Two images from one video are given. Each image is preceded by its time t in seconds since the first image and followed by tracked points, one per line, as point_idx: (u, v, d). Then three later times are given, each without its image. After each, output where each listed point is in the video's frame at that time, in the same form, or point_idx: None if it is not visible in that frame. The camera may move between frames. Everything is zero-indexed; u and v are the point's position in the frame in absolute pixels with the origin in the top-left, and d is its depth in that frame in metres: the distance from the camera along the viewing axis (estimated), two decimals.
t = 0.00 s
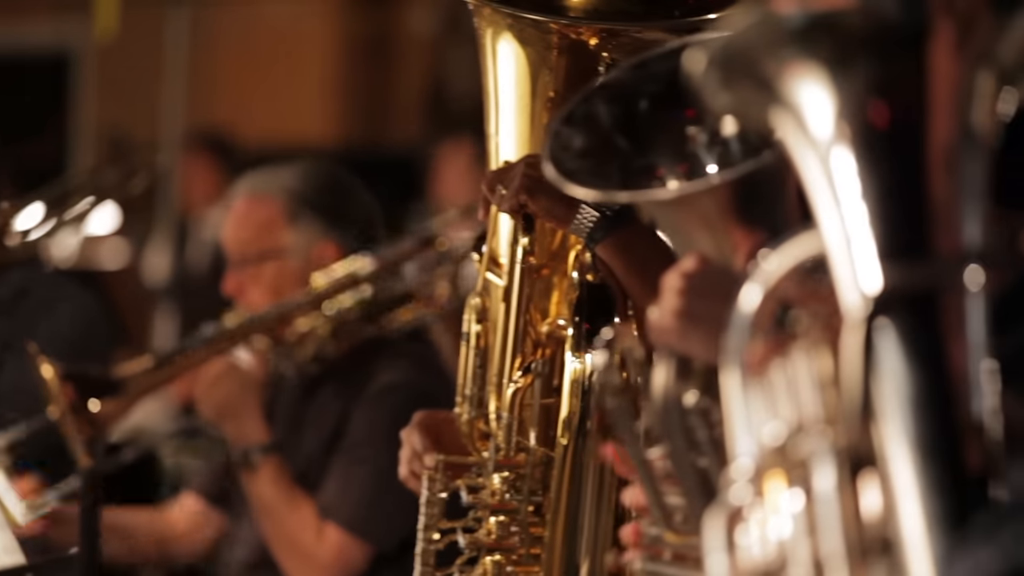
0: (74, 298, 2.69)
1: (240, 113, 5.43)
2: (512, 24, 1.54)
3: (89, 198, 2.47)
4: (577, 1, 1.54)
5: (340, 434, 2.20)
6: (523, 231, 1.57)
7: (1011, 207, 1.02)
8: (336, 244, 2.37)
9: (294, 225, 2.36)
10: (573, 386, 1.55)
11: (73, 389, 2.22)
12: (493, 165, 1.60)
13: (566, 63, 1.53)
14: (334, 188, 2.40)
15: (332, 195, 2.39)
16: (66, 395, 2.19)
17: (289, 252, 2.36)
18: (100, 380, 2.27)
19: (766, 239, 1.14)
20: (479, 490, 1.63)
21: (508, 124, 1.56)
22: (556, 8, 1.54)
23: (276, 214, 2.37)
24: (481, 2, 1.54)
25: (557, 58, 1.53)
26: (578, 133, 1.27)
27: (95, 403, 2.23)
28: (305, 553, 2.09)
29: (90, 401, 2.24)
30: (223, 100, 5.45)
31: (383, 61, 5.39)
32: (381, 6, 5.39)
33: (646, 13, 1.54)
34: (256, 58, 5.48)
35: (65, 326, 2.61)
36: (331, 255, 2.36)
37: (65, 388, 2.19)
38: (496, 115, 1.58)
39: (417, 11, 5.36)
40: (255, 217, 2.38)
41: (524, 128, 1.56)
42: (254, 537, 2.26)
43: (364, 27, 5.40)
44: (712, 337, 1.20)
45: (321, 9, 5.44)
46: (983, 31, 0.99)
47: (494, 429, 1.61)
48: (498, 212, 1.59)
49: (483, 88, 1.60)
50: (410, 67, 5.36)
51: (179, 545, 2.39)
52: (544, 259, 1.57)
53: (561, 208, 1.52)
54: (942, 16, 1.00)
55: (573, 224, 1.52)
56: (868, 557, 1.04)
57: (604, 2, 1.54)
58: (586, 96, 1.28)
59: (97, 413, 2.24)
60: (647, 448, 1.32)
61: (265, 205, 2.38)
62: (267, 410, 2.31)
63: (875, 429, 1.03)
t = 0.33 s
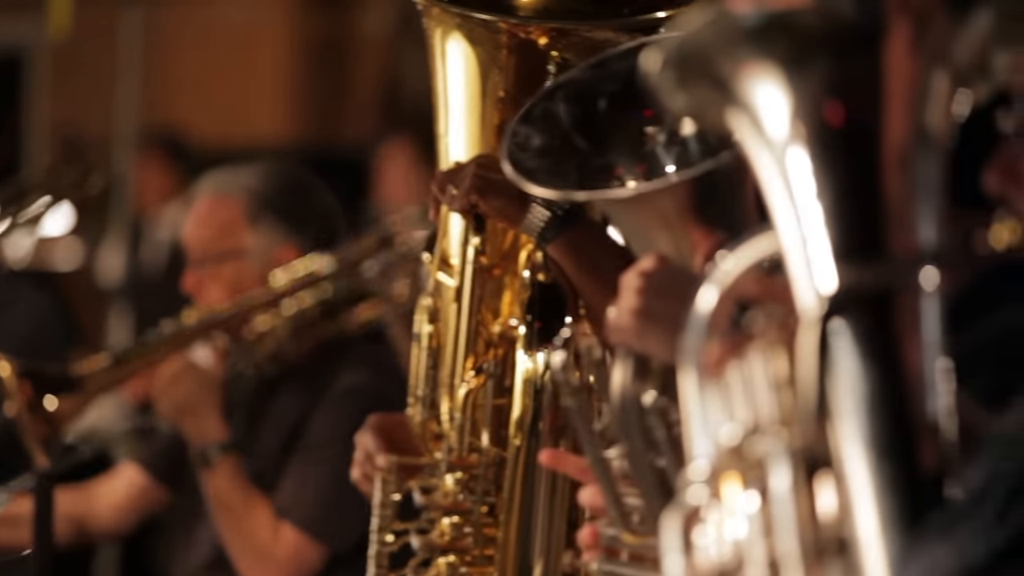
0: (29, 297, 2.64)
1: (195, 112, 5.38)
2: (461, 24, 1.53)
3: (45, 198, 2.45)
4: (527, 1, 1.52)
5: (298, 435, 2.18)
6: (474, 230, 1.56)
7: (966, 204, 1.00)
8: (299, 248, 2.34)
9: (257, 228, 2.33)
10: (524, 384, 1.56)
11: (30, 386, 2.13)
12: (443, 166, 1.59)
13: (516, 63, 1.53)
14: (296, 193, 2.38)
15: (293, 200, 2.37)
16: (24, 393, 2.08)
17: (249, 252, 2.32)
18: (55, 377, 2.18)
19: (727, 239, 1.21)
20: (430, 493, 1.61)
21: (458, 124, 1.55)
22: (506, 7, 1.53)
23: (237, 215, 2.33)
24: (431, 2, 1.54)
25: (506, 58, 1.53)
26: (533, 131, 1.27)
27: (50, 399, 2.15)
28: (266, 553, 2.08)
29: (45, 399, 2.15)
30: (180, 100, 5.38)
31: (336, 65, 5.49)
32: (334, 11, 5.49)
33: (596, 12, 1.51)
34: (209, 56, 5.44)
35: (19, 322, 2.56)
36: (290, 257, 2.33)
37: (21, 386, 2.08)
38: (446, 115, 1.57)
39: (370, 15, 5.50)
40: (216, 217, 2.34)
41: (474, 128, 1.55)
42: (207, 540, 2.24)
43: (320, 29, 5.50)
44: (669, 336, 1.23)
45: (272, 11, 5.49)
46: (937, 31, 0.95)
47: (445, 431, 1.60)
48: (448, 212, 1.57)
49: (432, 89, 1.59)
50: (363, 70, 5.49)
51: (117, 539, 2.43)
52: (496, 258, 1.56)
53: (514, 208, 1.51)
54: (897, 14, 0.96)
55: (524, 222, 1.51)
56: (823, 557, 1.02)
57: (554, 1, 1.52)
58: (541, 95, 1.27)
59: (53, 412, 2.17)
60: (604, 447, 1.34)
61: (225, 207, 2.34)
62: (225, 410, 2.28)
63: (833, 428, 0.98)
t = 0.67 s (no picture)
0: None
1: (142, 117, 4.87)
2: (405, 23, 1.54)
3: None
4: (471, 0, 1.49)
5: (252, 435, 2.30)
6: (418, 230, 1.57)
7: (919, 209, 0.96)
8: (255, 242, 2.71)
9: (218, 224, 2.64)
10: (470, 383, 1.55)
11: None
12: (389, 167, 1.59)
13: (461, 63, 1.51)
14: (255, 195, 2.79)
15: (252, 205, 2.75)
16: None
17: (212, 248, 2.60)
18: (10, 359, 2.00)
19: (669, 243, 1.17)
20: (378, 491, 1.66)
21: (404, 123, 1.55)
22: (451, 7, 1.51)
23: (201, 212, 2.63)
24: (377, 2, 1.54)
25: (451, 59, 1.52)
26: (479, 135, 1.29)
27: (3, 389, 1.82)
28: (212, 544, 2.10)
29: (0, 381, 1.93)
30: (126, 104, 4.89)
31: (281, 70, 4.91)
32: (285, 6, 4.91)
33: (541, 11, 1.47)
34: (157, 59, 4.95)
35: None
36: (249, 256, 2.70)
37: None
38: (392, 116, 1.57)
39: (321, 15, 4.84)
40: (182, 213, 2.64)
41: (420, 130, 1.55)
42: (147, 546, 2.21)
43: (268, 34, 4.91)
44: (615, 341, 1.22)
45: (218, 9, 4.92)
46: (887, 33, 0.90)
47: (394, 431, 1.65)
48: (394, 215, 1.59)
49: (378, 92, 1.59)
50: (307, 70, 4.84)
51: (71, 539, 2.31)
52: (444, 259, 1.56)
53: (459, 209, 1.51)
54: (848, 15, 0.92)
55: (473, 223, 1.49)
56: (772, 555, 0.99)
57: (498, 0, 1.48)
58: (486, 97, 1.29)
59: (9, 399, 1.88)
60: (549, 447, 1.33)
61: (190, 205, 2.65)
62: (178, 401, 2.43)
63: (783, 431, 0.97)
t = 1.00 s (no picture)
0: None
1: (95, 113, 4.20)
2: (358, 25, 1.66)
3: None
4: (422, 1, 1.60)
5: (203, 432, 2.39)
6: (371, 231, 1.69)
7: (868, 208, 0.95)
8: (218, 236, 2.72)
9: (178, 217, 2.73)
10: (421, 381, 1.64)
11: None
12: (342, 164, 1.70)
13: (409, 61, 1.61)
14: (216, 194, 2.82)
15: (214, 201, 2.81)
16: None
17: (171, 237, 2.68)
18: None
19: (623, 241, 1.18)
20: (329, 490, 1.85)
21: (355, 121, 1.66)
22: (404, 8, 1.62)
23: (160, 206, 2.74)
24: (330, 4, 1.66)
25: (401, 58, 1.62)
26: (431, 131, 1.28)
27: None
28: (162, 542, 2.23)
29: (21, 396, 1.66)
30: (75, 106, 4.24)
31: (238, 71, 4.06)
32: (238, 5, 4.10)
33: (490, 12, 1.56)
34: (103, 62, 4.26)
35: None
36: (211, 247, 2.71)
37: None
38: (344, 117, 1.69)
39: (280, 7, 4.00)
40: (140, 205, 2.76)
41: (371, 130, 1.66)
42: (112, 545, 2.28)
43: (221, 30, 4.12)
44: (569, 338, 1.20)
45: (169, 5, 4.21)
46: (839, 33, 0.91)
47: (348, 433, 1.82)
48: (346, 216, 1.70)
49: (332, 95, 1.71)
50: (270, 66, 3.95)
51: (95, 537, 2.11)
52: (393, 259, 1.67)
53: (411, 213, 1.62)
54: (800, 17, 0.93)
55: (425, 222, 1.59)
56: (725, 554, 0.97)
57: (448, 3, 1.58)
58: (441, 93, 1.28)
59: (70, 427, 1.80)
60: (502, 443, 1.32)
61: (152, 197, 2.77)
62: (135, 392, 2.54)
63: (736, 434, 0.96)
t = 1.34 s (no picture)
0: None
1: (60, 110, 4.11)
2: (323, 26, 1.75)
3: None
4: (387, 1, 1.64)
5: (166, 431, 2.35)
6: (337, 231, 1.77)
7: (832, 208, 0.97)
8: (183, 233, 2.75)
9: (142, 214, 2.71)
10: (388, 381, 1.62)
11: None
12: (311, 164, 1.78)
13: (375, 62, 1.70)
14: (182, 186, 2.90)
15: (177, 195, 2.84)
16: None
17: (136, 237, 2.67)
18: None
19: (588, 240, 1.18)
20: (297, 489, 1.87)
21: (322, 122, 1.76)
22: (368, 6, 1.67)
23: (125, 203, 2.72)
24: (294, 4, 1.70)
25: (367, 58, 1.71)
26: (396, 131, 1.27)
27: None
28: (126, 539, 2.25)
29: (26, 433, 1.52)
30: (38, 102, 4.14)
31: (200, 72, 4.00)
32: (203, 6, 4.04)
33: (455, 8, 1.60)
34: (64, 57, 4.19)
35: None
36: (177, 244, 2.74)
37: None
38: (309, 117, 1.78)
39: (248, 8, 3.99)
40: (103, 203, 2.72)
41: (336, 128, 1.75)
42: (76, 546, 2.35)
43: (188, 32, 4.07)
44: (533, 336, 1.19)
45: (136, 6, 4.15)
46: (807, 31, 0.91)
47: (313, 434, 1.85)
48: (312, 216, 1.80)
49: (298, 95, 1.81)
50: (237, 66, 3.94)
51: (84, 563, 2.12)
52: (360, 257, 1.75)
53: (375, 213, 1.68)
54: (766, 16, 0.92)
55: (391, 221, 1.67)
56: (692, 554, 0.96)
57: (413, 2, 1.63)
58: (405, 94, 1.27)
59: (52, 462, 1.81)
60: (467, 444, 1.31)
61: (116, 194, 2.74)
62: (100, 391, 2.52)
63: (704, 431, 0.96)
